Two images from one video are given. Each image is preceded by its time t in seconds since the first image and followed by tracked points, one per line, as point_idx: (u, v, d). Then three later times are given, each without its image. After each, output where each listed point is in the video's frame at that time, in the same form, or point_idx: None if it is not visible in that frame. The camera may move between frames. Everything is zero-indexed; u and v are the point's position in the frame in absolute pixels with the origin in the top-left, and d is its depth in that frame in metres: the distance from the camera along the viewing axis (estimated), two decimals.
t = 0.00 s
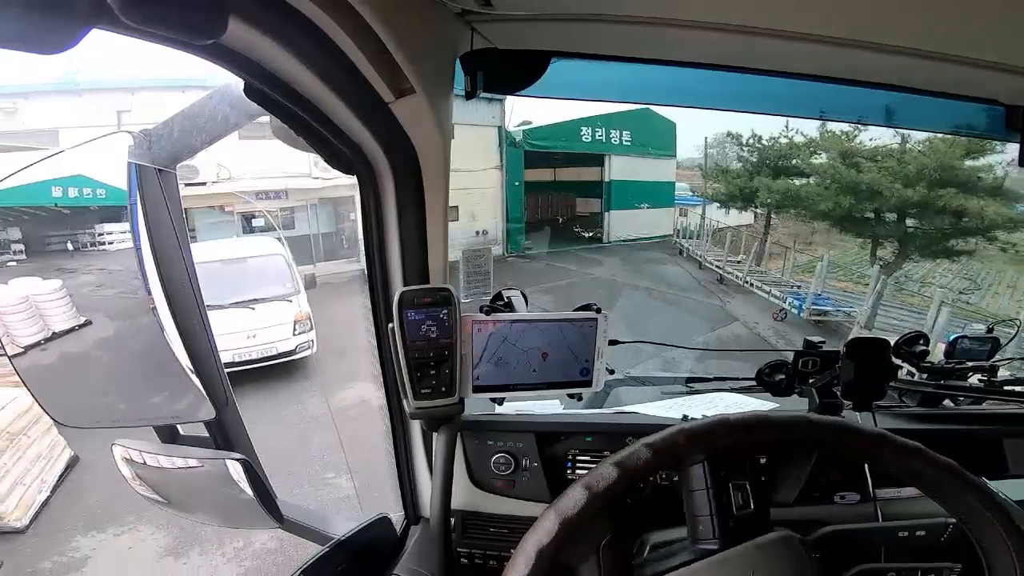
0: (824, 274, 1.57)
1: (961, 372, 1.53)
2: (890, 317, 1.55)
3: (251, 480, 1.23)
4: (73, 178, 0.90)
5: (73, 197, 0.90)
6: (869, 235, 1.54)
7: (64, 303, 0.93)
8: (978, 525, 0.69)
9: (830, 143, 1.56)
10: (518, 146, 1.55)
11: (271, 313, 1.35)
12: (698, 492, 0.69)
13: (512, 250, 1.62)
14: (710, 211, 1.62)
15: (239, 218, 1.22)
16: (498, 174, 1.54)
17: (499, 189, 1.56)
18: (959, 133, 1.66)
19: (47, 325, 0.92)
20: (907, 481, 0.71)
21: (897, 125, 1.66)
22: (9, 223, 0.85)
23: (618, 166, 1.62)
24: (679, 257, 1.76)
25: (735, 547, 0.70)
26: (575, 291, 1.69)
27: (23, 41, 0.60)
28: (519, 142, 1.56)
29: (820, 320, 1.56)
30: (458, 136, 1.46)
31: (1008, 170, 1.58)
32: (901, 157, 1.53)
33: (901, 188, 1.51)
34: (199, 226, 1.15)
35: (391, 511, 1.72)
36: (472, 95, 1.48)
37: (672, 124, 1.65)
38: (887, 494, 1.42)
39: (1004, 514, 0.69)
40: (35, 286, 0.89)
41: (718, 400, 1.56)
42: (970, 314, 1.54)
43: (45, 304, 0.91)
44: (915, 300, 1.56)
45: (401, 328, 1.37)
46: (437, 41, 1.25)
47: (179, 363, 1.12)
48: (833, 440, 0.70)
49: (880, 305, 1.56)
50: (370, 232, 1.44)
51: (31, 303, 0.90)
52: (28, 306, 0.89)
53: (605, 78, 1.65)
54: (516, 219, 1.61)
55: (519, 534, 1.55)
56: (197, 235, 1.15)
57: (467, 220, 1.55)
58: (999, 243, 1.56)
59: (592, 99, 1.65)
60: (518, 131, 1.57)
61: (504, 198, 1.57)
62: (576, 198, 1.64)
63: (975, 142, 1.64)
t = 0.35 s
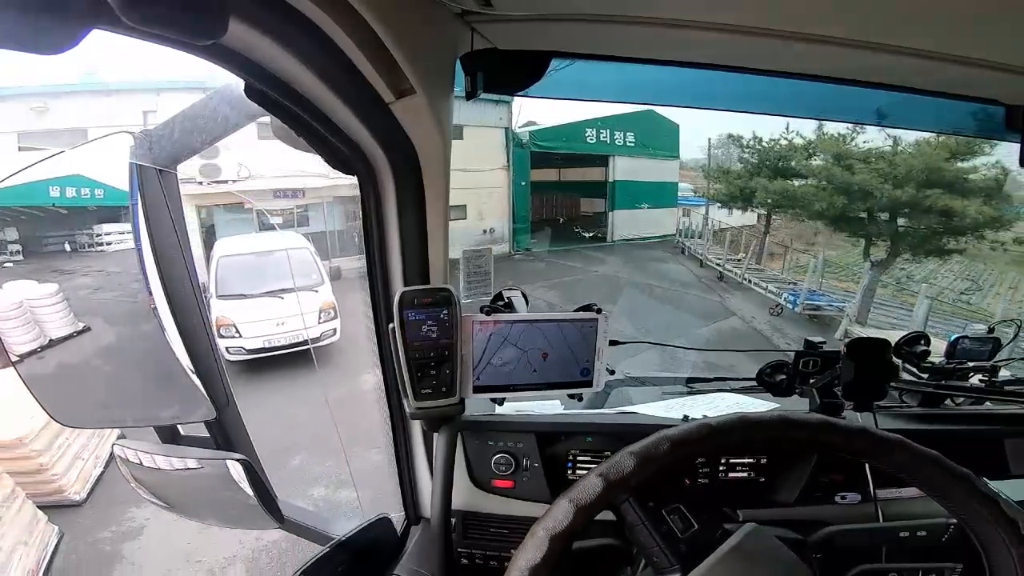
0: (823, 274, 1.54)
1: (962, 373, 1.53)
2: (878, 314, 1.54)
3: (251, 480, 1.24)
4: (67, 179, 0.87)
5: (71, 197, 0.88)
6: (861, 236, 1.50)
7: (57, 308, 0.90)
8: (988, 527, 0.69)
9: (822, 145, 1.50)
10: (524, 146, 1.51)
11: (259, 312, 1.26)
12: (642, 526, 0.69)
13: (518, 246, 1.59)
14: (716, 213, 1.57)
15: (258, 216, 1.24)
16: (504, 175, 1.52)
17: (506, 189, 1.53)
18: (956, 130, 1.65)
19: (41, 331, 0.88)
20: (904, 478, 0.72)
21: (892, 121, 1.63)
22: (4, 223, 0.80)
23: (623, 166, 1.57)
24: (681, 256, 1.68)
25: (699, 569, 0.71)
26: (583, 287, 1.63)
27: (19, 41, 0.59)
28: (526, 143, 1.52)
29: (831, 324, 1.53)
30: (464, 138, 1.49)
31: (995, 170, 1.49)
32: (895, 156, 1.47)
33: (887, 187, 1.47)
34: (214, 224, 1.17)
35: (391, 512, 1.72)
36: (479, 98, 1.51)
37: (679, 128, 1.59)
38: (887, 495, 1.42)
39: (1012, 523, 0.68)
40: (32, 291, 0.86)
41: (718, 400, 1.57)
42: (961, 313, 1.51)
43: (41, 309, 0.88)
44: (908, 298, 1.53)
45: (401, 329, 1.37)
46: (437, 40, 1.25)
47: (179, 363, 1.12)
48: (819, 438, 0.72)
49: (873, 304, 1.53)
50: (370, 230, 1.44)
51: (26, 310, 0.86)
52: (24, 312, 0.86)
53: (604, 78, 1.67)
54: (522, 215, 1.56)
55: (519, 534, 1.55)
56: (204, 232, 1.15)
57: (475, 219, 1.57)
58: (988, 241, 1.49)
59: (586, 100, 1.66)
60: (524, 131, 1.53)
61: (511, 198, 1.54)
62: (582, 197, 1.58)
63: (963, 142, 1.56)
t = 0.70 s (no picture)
0: (819, 273, 1.51)
1: (963, 375, 1.53)
2: (872, 315, 1.51)
3: (251, 480, 1.23)
4: (65, 174, 0.89)
5: (67, 193, 0.90)
6: (850, 232, 1.47)
7: (53, 307, 0.94)
8: (987, 528, 0.68)
9: (819, 148, 1.47)
10: (530, 148, 1.51)
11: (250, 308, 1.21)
12: (632, 534, 0.70)
13: (524, 244, 1.59)
14: (721, 215, 1.53)
15: (272, 216, 1.23)
16: (510, 175, 1.52)
17: (511, 189, 1.52)
18: (954, 131, 1.64)
19: (36, 331, 0.93)
20: (905, 480, 0.72)
21: (883, 121, 1.62)
22: (3, 223, 0.83)
23: (625, 169, 1.51)
24: (682, 254, 1.63)
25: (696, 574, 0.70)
26: (585, 285, 1.62)
27: (23, 39, 0.60)
28: (530, 144, 1.51)
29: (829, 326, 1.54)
30: (470, 139, 1.50)
31: (980, 172, 1.43)
32: (888, 160, 1.43)
33: (873, 188, 1.42)
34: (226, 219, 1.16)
35: (391, 511, 1.73)
36: (485, 100, 1.53)
37: (679, 128, 1.57)
38: (887, 496, 1.42)
39: (1011, 524, 0.68)
40: (24, 292, 0.89)
41: (718, 400, 1.61)
42: (957, 313, 1.49)
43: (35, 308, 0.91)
44: (901, 295, 1.49)
45: (401, 328, 1.37)
46: (438, 39, 1.24)
47: (179, 361, 1.13)
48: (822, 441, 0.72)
49: (873, 305, 1.51)
50: (370, 229, 1.44)
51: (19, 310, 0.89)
52: (20, 316, 0.90)
53: (600, 77, 1.65)
54: (528, 212, 1.55)
55: (519, 534, 1.55)
56: (205, 230, 1.14)
57: (481, 218, 1.58)
58: (975, 240, 1.45)
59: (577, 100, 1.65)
60: (531, 134, 1.53)
61: (516, 198, 1.54)
62: (586, 198, 1.55)
63: (948, 143, 1.51)
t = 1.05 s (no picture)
0: (814, 271, 1.52)
1: (963, 375, 1.54)
2: (863, 311, 1.52)
3: (252, 478, 1.21)
4: (63, 172, 0.90)
5: (66, 193, 0.91)
6: (849, 231, 1.47)
7: (49, 310, 0.97)
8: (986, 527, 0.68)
9: (814, 150, 1.47)
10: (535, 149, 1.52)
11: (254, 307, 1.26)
12: (603, 563, 0.74)
13: (529, 242, 1.60)
14: (721, 212, 1.54)
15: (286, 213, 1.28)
16: (513, 176, 1.53)
17: (514, 189, 1.54)
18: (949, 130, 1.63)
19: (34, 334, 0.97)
20: (904, 479, 0.72)
21: (879, 121, 1.62)
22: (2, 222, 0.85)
23: (627, 168, 1.52)
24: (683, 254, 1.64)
25: None
26: (586, 284, 1.64)
27: (25, 38, 0.60)
28: (534, 144, 1.51)
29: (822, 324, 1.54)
30: (478, 141, 1.50)
31: (968, 172, 1.40)
32: (858, 160, 1.43)
33: (862, 189, 1.42)
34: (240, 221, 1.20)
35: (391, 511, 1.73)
36: (492, 102, 1.55)
37: (681, 132, 1.55)
38: (888, 496, 1.41)
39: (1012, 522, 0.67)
40: (18, 294, 0.92)
41: (718, 400, 1.61)
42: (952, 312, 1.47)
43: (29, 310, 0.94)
44: (909, 297, 1.48)
45: (401, 327, 1.37)
46: (438, 39, 1.24)
47: (179, 360, 1.14)
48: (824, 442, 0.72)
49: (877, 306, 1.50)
50: (370, 228, 1.44)
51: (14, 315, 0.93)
52: (19, 322, 0.94)
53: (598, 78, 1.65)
54: (530, 211, 1.57)
55: (520, 534, 1.55)
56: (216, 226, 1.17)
57: (487, 216, 1.58)
58: (962, 238, 1.43)
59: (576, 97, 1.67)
60: (535, 134, 1.52)
61: (520, 198, 1.55)
62: (586, 198, 1.57)
63: (937, 142, 1.50)
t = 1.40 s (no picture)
0: (835, 270, 1.49)
1: (963, 375, 1.55)
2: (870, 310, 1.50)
3: (251, 480, 1.22)
4: (61, 172, 0.92)
5: (63, 192, 0.93)
6: (843, 230, 1.47)
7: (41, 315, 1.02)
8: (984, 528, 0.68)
9: (806, 151, 1.47)
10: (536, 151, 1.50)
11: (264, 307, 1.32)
12: None
13: (531, 242, 1.58)
14: (721, 212, 1.53)
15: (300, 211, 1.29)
16: (517, 176, 1.51)
17: (518, 189, 1.53)
18: (940, 129, 1.62)
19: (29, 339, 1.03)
20: (905, 481, 0.72)
21: (876, 121, 1.61)
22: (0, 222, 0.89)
23: (627, 170, 1.50)
24: (683, 251, 1.61)
25: None
26: (585, 281, 1.62)
27: (24, 36, 0.60)
28: (536, 146, 1.51)
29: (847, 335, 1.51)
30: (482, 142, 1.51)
31: (956, 172, 1.42)
32: (841, 161, 1.45)
33: (851, 188, 1.44)
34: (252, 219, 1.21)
35: (390, 510, 1.73)
36: (496, 103, 1.53)
37: (682, 132, 1.55)
38: (887, 496, 1.41)
39: (1012, 522, 0.67)
40: (12, 301, 0.97)
41: (718, 401, 1.62)
42: (954, 309, 1.48)
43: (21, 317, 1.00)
44: (908, 296, 1.49)
45: (401, 328, 1.37)
46: (438, 40, 1.24)
47: (180, 360, 1.20)
48: (824, 442, 0.73)
49: (876, 305, 1.49)
50: (370, 228, 1.44)
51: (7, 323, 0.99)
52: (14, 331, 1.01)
53: (596, 81, 1.64)
54: (534, 209, 1.56)
55: (519, 534, 1.55)
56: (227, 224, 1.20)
57: (492, 216, 1.57)
58: (953, 238, 1.44)
59: (578, 97, 1.64)
60: (538, 136, 1.52)
61: (524, 198, 1.54)
62: (588, 198, 1.55)
63: (923, 142, 1.49)
